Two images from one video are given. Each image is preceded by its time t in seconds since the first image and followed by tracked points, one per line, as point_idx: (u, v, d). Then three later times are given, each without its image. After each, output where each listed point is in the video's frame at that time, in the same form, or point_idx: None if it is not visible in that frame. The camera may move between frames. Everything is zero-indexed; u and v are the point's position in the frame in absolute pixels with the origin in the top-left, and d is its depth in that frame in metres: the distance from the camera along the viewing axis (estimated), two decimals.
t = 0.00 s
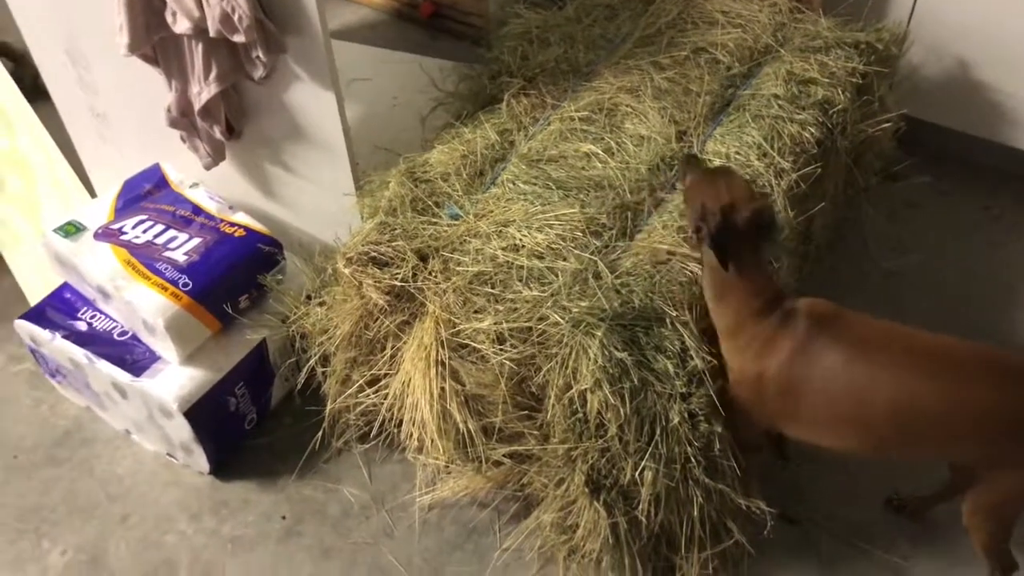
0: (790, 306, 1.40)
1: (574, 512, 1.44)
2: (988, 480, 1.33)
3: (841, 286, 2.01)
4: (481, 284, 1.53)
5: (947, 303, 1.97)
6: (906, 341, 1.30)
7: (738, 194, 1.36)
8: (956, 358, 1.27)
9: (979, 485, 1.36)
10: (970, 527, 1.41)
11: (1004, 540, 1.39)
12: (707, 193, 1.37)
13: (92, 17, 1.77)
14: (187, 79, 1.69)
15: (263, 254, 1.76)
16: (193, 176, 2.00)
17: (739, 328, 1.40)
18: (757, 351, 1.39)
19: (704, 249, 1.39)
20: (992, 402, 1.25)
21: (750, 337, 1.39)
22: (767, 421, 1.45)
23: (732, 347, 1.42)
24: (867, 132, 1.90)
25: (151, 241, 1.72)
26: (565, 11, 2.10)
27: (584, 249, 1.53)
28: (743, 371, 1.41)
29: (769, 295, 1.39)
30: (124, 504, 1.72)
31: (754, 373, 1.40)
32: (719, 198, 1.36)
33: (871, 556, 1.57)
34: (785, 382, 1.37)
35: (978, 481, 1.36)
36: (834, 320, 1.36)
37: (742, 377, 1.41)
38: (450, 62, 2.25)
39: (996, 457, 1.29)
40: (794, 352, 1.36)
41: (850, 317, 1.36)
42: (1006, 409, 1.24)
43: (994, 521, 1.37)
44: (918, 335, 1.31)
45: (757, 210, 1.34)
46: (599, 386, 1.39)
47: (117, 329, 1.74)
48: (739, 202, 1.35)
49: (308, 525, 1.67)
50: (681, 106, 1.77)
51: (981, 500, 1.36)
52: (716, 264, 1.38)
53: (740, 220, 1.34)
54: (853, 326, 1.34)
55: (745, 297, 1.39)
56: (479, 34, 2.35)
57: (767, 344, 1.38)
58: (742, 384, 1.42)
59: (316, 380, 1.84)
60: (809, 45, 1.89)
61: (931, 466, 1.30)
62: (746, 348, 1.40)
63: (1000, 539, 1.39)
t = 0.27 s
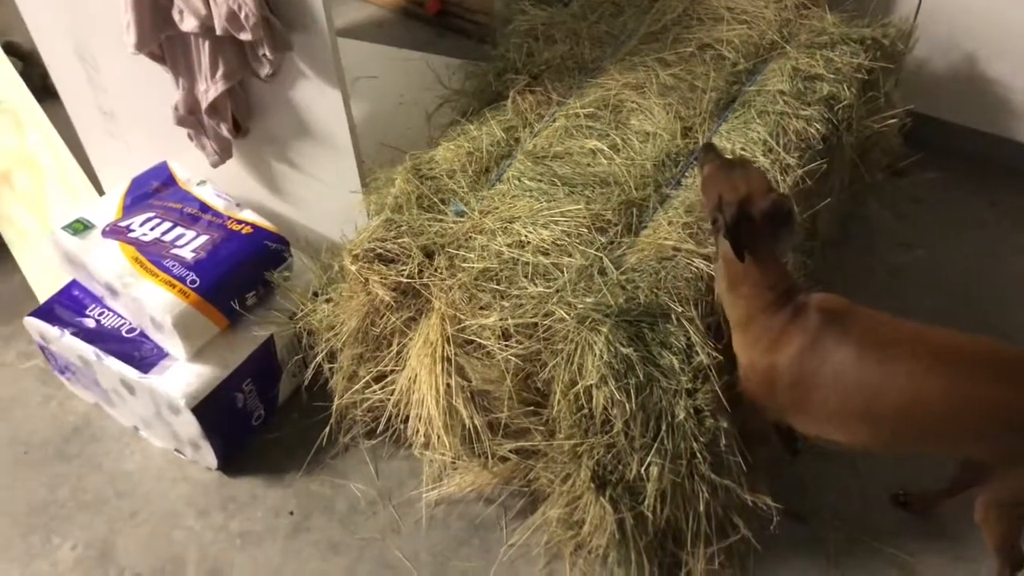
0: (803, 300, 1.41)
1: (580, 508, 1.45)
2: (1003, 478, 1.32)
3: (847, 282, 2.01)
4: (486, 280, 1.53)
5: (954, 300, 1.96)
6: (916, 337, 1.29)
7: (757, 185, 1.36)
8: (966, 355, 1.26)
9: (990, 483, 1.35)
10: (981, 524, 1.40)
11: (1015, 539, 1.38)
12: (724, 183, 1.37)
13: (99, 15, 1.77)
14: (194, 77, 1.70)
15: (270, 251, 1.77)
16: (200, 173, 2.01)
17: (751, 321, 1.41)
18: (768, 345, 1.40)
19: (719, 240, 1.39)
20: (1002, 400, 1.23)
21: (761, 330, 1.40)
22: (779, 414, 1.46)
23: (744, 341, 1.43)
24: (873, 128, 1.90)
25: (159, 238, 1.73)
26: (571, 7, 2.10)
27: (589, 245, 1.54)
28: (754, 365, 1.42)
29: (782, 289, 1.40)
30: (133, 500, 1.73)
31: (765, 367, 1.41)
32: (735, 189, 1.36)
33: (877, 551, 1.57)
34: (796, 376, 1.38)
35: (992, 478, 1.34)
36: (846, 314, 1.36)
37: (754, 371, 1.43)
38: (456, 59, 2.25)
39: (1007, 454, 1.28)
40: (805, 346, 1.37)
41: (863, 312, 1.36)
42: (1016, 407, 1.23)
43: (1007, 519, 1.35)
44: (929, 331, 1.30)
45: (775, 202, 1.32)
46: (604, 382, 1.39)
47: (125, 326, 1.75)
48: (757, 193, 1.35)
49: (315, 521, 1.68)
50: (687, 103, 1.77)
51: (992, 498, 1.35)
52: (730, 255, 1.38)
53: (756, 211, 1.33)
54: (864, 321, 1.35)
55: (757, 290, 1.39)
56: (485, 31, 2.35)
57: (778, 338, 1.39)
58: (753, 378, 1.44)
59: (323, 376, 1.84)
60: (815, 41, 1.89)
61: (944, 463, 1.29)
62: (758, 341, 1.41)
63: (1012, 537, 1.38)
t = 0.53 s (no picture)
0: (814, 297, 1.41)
1: (588, 507, 1.45)
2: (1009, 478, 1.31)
3: (856, 282, 2.00)
4: (495, 279, 1.53)
5: (964, 299, 1.96)
6: (928, 334, 1.29)
7: (767, 182, 1.37)
8: (978, 351, 1.26)
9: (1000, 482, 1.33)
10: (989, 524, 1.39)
11: None
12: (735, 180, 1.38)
13: (108, 14, 1.78)
14: (202, 76, 1.70)
15: (279, 250, 1.77)
16: (209, 172, 2.01)
17: (761, 317, 1.41)
18: (778, 342, 1.40)
19: (730, 236, 1.40)
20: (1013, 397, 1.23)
21: (771, 327, 1.40)
22: (787, 411, 1.46)
23: (754, 337, 1.43)
24: (882, 127, 1.89)
25: (167, 237, 1.73)
26: (579, 6, 2.09)
27: (598, 244, 1.54)
28: (764, 362, 1.42)
29: (792, 286, 1.40)
30: (142, 499, 1.73)
31: (775, 364, 1.40)
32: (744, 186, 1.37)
33: (886, 551, 1.57)
34: (806, 373, 1.37)
35: (1000, 476, 1.34)
36: (857, 311, 1.36)
37: (764, 368, 1.42)
38: (464, 58, 2.25)
39: (1019, 453, 1.28)
40: (815, 343, 1.36)
41: (874, 309, 1.36)
42: None
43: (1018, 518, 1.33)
44: (940, 328, 1.30)
45: (785, 198, 1.34)
46: (613, 381, 1.39)
47: (134, 325, 1.75)
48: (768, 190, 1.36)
49: (324, 519, 1.68)
50: (695, 102, 1.76)
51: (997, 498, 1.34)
52: (741, 251, 1.39)
53: (765, 208, 1.34)
54: (875, 318, 1.34)
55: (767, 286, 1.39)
56: (492, 30, 2.34)
57: (789, 334, 1.39)
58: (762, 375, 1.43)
59: (331, 375, 1.84)
60: (824, 40, 1.88)
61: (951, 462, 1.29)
62: (768, 337, 1.41)
63: None
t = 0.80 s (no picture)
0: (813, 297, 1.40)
1: (586, 506, 1.45)
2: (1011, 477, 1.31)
3: (855, 281, 2.01)
4: (493, 278, 1.53)
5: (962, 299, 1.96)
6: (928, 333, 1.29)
7: (767, 181, 1.37)
8: (979, 351, 1.26)
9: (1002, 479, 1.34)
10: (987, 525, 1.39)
11: None
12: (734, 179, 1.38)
13: (108, 12, 1.78)
14: (202, 74, 1.70)
15: (277, 248, 1.77)
16: (208, 170, 2.01)
17: (761, 316, 1.41)
18: (778, 341, 1.39)
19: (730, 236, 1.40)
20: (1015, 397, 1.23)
21: (771, 326, 1.40)
22: (786, 411, 1.46)
23: (754, 337, 1.43)
24: (881, 127, 1.89)
25: (166, 235, 1.73)
26: (579, 5, 2.09)
27: (597, 243, 1.54)
28: (764, 361, 1.42)
29: (792, 285, 1.40)
30: (140, 496, 1.73)
31: (774, 363, 1.40)
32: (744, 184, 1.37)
33: (885, 551, 1.57)
34: (805, 373, 1.37)
35: (1000, 475, 1.34)
36: (857, 311, 1.36)
37: (763, 367, 1.42)
38: (464, 56, 2.25)
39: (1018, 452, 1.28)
40: (815, 342, 1.36)
41: (874, 309, 1.36)
42: None
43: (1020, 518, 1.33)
44: (941, 328, 1.30)
45: (785, 198, 1.34)
46: (611, 380, 1.39)
47: (132, 323, 1.75)
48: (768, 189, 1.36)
49: (322, 517, 1.68)
50: (695, 101, 1.76)
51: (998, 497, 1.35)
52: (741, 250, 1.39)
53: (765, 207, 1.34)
54: (875, 317, 1.34)
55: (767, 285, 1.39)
56: (493, 29, 2.34)
57: (789, 334, 1.39)
58: (762, 374, 1.43)
59: (330, 373, 1.84)
60: (824, 39, 1.88)
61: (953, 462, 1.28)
62: (768, 337, 1.41)
63: None
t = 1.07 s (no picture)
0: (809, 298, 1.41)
1: (584, 507, 1.45)
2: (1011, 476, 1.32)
3: (851, 280, 2.01)
4: (490, 279, 1.53)
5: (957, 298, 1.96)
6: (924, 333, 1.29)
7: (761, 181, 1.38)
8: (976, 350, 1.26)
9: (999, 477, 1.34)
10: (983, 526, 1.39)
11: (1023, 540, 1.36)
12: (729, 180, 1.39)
13: (103, 14, 1.77)
14: (197, 76, 1.70)
15: (274, 250, 1.77)
16: (204, 172, 2.01)
17: (757, 317, 1.41)
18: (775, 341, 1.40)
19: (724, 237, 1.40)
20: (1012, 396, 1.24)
21: (768, 327, 1.40)
22: (783, 412, 1.46)
23: (751, 338, 1.43)
24: (876, 126, 1.89)
25: (162, 237, 1.73)
26: (574, 5, 2.09)
27: (593, 244, 1.54)
28: (761, 363, 1.42)
29: (788, 286, 1.41)
30: (137, 499, 1.73)
31: (771, 365, 1.40)
32: (740, 186, 1.37)
33: (882, 550, 1.57)
34: (803, 374, 1.37)
35: (999, 473, 1.34)
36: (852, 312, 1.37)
37: (760, 368, 1.42)
38: (459, 57, 2.25)
39: (1015, 450, 1.28)
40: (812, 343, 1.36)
41: (871, 309, 1.36)
42: None
43: (1017, 515, 1.33)
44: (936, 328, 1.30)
45: (780, 199, 1.34)
46: (608, 380, 1.39)
47: (129, 325, 1.75)
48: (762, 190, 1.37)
49: (319, 519, 1.68)
50: (690, 101, 1.77)
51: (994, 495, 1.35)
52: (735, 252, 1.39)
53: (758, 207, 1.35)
54: (870, 317, 1.35)
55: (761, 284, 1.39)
56: (488, 29, 2.34)
57: (786, 335, 1.39)
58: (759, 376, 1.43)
59: (327, 375, 1.84)
60: (819, 39, 1.88)
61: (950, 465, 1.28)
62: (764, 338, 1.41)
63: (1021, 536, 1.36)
